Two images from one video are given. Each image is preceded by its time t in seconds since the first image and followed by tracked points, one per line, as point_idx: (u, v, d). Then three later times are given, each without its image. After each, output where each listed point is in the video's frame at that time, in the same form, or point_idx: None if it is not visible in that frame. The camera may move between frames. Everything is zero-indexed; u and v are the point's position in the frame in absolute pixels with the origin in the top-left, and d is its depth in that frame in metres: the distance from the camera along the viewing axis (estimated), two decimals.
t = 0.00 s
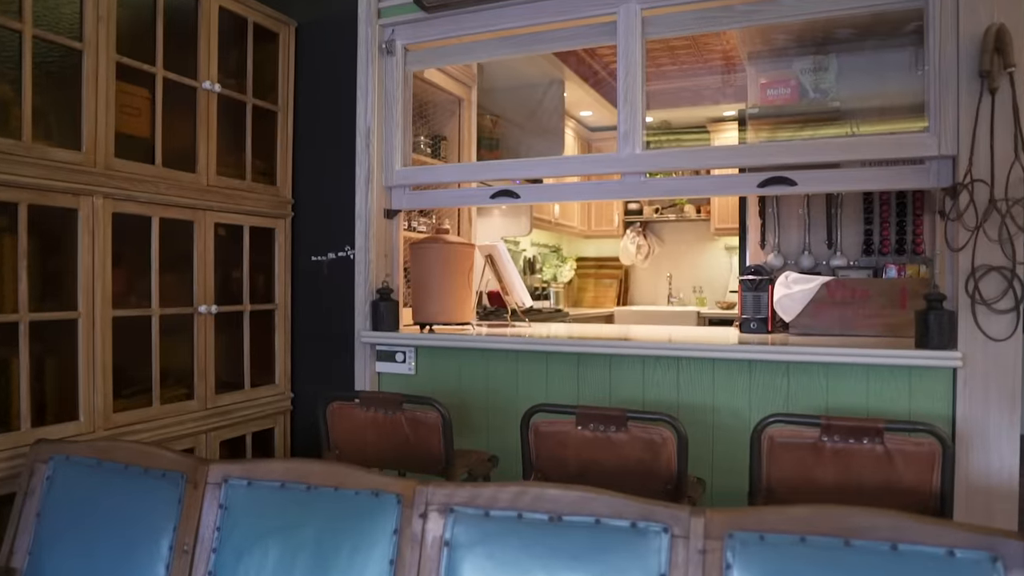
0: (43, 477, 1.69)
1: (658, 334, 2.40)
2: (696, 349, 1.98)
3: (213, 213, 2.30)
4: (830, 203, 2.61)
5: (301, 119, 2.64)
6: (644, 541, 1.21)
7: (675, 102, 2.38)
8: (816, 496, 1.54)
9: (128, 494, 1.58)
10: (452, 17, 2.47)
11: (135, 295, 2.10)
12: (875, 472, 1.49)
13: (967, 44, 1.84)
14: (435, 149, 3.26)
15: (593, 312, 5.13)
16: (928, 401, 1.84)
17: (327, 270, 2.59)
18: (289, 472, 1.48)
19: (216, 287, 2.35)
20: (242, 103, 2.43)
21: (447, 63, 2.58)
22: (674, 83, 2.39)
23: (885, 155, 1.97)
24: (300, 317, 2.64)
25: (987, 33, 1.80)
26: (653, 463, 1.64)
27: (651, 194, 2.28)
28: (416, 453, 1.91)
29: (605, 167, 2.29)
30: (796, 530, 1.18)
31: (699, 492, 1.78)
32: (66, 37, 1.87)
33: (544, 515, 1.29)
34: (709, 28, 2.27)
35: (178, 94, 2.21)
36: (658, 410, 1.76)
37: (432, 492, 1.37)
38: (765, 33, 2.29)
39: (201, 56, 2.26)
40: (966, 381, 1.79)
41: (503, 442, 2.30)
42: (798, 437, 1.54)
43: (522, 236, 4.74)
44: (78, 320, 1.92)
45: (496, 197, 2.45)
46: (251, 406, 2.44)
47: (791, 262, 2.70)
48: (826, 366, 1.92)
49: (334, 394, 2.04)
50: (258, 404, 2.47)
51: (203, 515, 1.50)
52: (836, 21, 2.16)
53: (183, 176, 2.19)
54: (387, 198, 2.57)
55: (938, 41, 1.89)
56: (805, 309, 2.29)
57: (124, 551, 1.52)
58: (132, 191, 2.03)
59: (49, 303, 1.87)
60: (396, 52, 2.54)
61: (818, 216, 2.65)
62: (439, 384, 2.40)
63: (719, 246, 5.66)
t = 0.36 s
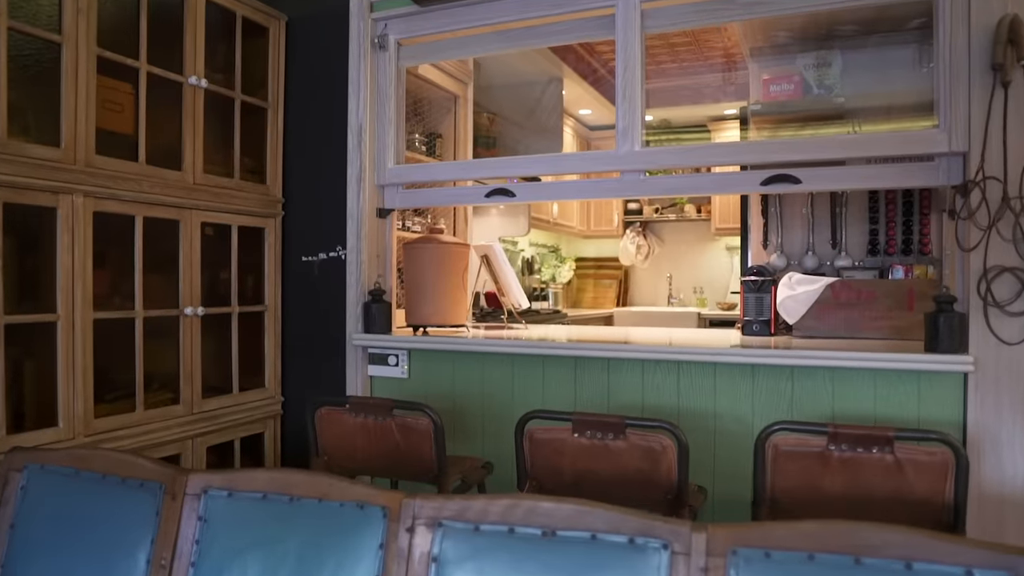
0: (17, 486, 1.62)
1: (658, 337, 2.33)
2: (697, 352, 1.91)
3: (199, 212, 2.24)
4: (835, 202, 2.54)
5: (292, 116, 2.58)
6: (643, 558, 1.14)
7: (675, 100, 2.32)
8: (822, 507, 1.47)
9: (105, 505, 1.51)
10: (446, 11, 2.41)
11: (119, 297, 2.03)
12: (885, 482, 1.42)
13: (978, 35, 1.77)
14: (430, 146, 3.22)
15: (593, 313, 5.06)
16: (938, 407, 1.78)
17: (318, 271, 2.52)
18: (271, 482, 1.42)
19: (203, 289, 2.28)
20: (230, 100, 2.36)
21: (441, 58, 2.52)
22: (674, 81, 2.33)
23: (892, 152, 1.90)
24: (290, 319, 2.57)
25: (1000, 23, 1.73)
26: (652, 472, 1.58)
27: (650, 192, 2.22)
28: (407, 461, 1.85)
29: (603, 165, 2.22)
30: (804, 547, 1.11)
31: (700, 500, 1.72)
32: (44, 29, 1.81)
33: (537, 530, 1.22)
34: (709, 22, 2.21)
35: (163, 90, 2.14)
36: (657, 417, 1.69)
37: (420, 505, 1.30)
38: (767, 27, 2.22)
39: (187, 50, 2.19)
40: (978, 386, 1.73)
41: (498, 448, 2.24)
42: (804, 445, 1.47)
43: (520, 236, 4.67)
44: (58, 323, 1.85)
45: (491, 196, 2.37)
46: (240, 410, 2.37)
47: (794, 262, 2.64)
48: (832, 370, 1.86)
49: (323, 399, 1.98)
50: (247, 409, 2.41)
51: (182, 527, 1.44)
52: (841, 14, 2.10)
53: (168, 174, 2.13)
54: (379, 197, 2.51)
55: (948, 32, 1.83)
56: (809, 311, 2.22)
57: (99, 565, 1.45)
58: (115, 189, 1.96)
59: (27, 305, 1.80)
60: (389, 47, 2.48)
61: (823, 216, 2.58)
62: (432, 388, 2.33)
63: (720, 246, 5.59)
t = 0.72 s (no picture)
0: None
1: (658, 337, 2.26)
2: (699, 353, 1.84)
3: (184, 209, 2.16)
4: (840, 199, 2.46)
5: (281, 110, 2.50)
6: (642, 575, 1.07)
7: (675, 97, 2.28)
8: (829, 516, 1.40)
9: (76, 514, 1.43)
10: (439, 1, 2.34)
11: (99, 297, 1.96)
12: (896, 491, 1.35)
13: (992, 22, 1.70)
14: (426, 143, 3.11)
15: (592, 313, 4.99)
16: (949, 411, 1.71)
17: (307, 270, 2.44)
18: (250, 491, 1.35)
19: (188, 288, 2.21)
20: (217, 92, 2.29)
21: (435, 50, 2.45)
22: (675, 77, 2.31)
23: (901, 145, 1.83)
24: (279, 319, 2.50)
25: (1015, 10, 1.66)
26: (651, 479, 1.51)
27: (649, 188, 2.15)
28: (397, 467, 1.78)
29: (600, 159, 2.15)
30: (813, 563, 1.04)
31: (701, 508, 1.65)
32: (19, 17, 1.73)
33: (530, 543, 1.15)
34: (710, 12, 2.14)
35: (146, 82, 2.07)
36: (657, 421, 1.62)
37: (405, 516, 1.23)
38: (770, 17, 2.16)
39: (171, 41, 2.12)
40: (991, 389, 1.66)
41: (493, 452, 2.17)
42: (811, 452, 1.40)
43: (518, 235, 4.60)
44: (33, 323, 1.77)
45: (486, 192, 2.31)
46: (227, 413, 2.30)
47: (798, 261, 2.56)
48: (839, 372, 1.79)
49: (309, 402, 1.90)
50: (234, 412, 2.33)
51: (157, 538, 1.36)
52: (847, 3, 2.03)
53: (151, 169, 2.06)
54: (371, 193, 2.43)
55: (960, 19, 1.76)
56: (813, 311, 2.16)
57: None
58: (94, 184, 1.89)
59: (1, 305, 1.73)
60: (380, 39, 2.41)
61: (827, 213, 2.51)
62: (425, 390, 2.27)
63: (721, 245, 5.53)
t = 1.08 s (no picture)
0: None
1: (658, 337, 2.18)
2: (700, 353, 1.76)
3: (167, 203, 2.09)
4: (846, 195, 2.40)
5: (270, 103, 2.43)
6: None
7: (676, 93, 2.25)
8: (840, 525, 1.33)
9: (45, 523, 1.35)
10: None
11: (77, 295, 1.89)
12: (911, 499, 1.27)
13: (1009, 7, 1.63)
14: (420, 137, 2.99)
15: (592, 313, 4.92)
16: (963, 414, 1.64)
17: (296, 268, 2.37)
18: (226, 500, 1.27)
19: (171, 286, 2.14)
20: (202, 84, 2.21)
21: (427, 41, 2.38)
22: (674, 73, 2.28)
23: (912, 136, 1.76)
24: (268, 318, 2.43)
25: None
26: (652, 486, 1.43)
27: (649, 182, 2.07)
28: (386, 472, 1.70)
29: (599, 152, 2.08)
30: None
31: (703, 515, 1.58)
32: None
33: (521, 557, 1.07)
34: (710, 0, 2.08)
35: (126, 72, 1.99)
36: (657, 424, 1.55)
37: (388, 527, 1.16)
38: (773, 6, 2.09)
39: (153, 30, 2.05)
40: (1008, 391, 1.58)
41: (487, 456, 2.09)
42: (820, 457, 1.32)
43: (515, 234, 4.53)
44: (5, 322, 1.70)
45: (480, 186, 2.24)
46: (213, 415, 2.23)
47: (802, 258, 2.49)
48: (847, 373, 1.71)
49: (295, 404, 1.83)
50: (220, 415, 2.26)
51: (128, 550, 1.29)
52: None
53: (132, 162, 1.98)
54: (362, 188, 2.36)
55: (975, 4, 1.69)
56: (819, 310, 2.08)
57: None
58: (71, 177, 1.81)
59: None
60: (372, 30, 2.33)
61: (832, 209, 2.44)
62: (417, 392, 2.19)
63: (721, 244, 5.46)
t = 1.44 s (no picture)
0: None
1: (659, 336, 2.11)
2: (702, 354, 1.69)
3: (149, 198, 2.01)
4: (852, 190, 2.32)
5: (257, 95, 2.35)
6: None
7: (675, 90, 2.14)
8: (851, 536, 1.26)
9: (9, 533, 1.28)
10: None
11: (54, 293, 1.81)
12: (927, 508, 1.20)
13: None
14: (412, 132, 2.89)
15: (591, 312, 4.85)
16: (978, 417, 1.56)
17: (285, 265, 2.29)
18: (200, 509, 1.19)
19: (154, 284, 2.06)
20: (187, 74, 2.14)
21: (418, 31, 2.30)
22: (674, 69, 2.17)
23: (923, 126, 1.69)
24: (256, 317, 2.35)
25: None
26: (651, 493, 1.36)
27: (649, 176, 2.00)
28: (374, 478, 1.63)
29: (597, 145, 2.00)
30: None
31: (707, 524, 1.50)
32: None
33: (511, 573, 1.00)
34: None
35: (106, 61, 1.92)
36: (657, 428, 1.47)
37: (370, 540, 1.08)
38: None
39: (135, 17, 1.97)
40: None
41: (481, 460, 2.02)
42: (830, 464, 1.24)
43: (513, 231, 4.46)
44: None
45: (474, 180, 2.15)
46: (197, 417, 2.15)
47: (808, 255, 2.43)
48: (856, 374, 1.64)
49: (280, 406, 1.75)
50: (206, 417, 2.18)
51: (95, 562, 1.21)
52: None
53: (112, 155, 1.91)
54: (352, 183, 2.29)
55: None
56: (825, 309, 2.01)
57: None
58: (46, 169, 1.74)
59: None
60: (363, 19, 2.26)
61: (838, 205, 2.37)
62: (409, 393, 2.12)
63: (723, 242, 5.38)
